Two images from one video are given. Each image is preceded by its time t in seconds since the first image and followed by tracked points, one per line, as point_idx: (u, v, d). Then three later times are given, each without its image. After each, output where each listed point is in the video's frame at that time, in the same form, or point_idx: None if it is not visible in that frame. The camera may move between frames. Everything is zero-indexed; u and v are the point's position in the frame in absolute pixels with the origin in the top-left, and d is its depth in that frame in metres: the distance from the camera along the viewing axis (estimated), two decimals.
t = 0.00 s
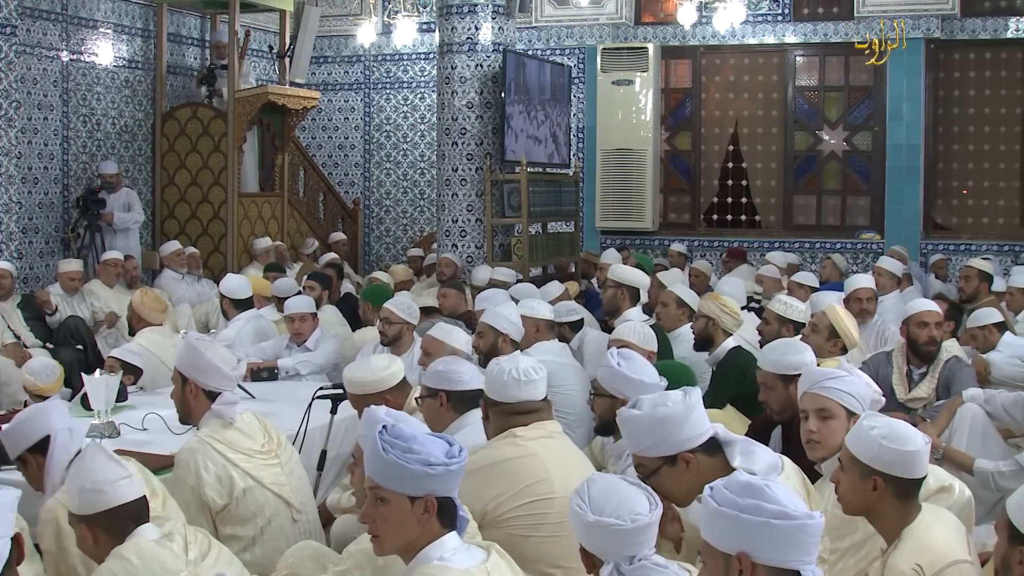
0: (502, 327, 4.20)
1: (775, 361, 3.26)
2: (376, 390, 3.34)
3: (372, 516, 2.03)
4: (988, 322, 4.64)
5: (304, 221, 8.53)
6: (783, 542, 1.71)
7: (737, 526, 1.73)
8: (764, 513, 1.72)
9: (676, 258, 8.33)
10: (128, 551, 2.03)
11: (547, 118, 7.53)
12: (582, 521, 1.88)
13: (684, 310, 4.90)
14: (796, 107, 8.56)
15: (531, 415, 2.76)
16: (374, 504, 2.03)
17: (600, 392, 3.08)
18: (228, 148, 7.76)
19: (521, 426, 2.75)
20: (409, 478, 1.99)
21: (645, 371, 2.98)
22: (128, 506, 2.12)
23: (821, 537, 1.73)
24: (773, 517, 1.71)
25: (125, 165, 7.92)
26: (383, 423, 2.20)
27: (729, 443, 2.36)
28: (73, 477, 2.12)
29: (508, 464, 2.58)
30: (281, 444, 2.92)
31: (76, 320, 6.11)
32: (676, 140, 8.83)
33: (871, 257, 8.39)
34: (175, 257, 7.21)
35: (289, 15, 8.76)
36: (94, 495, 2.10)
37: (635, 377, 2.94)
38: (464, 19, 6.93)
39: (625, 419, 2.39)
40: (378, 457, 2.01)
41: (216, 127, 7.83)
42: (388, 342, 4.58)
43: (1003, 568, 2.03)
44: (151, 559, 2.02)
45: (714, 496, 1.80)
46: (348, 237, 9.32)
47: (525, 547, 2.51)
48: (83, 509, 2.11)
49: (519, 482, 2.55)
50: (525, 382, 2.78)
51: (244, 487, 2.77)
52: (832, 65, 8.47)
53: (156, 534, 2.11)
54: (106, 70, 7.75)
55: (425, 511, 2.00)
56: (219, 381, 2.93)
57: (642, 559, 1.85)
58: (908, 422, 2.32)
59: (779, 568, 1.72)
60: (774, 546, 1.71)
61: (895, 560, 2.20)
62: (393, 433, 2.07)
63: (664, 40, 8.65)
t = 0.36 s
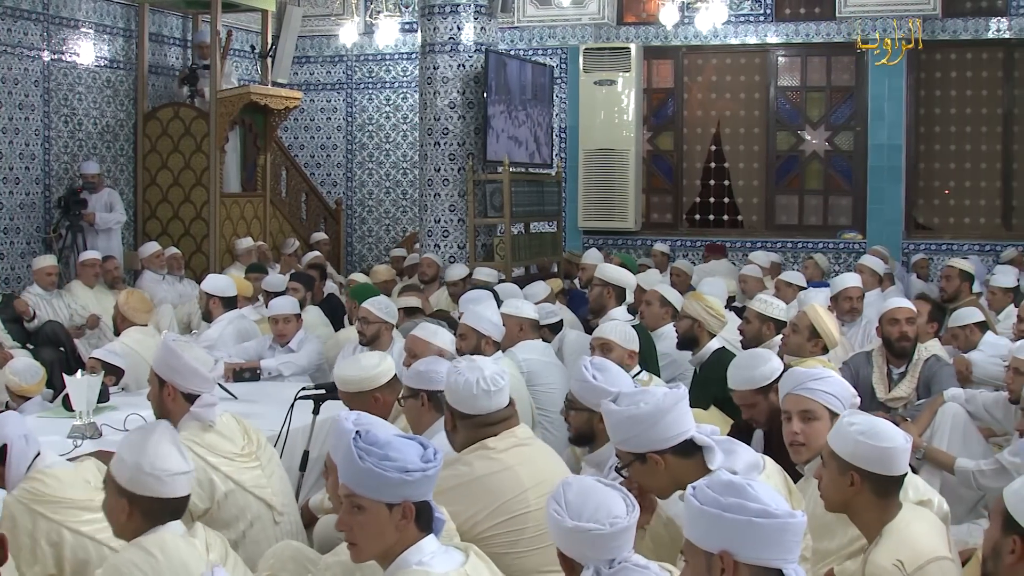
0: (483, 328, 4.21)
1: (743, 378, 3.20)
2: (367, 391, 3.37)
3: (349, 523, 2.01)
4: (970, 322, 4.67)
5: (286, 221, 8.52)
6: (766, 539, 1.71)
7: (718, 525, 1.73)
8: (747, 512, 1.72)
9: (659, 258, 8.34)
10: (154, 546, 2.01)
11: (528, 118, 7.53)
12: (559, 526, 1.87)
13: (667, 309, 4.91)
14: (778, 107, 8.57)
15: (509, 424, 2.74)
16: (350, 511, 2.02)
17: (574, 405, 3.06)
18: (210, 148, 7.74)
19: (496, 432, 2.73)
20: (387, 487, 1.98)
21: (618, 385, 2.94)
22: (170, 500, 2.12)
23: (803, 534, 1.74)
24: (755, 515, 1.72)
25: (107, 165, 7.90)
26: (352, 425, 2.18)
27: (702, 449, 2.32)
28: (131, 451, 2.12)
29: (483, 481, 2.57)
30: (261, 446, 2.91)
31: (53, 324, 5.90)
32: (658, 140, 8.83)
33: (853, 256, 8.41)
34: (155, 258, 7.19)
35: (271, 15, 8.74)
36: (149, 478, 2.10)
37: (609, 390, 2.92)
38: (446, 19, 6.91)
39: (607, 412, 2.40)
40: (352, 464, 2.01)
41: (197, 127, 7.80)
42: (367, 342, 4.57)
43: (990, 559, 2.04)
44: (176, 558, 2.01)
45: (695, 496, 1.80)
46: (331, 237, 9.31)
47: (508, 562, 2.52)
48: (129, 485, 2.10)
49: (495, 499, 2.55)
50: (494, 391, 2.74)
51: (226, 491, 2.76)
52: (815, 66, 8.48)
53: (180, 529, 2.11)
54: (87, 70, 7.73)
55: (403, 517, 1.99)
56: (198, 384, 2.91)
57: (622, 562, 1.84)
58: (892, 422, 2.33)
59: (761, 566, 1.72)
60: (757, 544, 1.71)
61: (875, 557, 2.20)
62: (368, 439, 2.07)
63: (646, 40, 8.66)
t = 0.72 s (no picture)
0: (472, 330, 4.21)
1: (727, 389, 3.20)
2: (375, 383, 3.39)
3: (339, 523, 2.01)
4: (960, 322, 4.68)
5: (277, 221, 8.51)
6: (756, 540, 1.71)
7: (707, 526, 1.73)
8: (735, 513, 1.72)
9: (650, 258, 8.35)
10: (185, 544, 1.96)
11: (518, 118, 7.52)
12: (542, 535, 1.86)
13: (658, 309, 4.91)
14: (768, 107, 8.58)
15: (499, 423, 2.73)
16: (340, 511, 2.02)
17: (568, 396, 3.05)
18: (201, 148, 7.73)
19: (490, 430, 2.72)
20: (379, 488, 1.97)
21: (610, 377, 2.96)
22: (208, 494, 2.08)
23: (793, 535, 1.74)
24: (744, 516, 1.72)
25: (98, 165, 7.89)
26: (342, 422, 2.18)
27: (700, 434, 2.34)
28: (180, 440, 2.09)
29: (476, 479, 2.58)
30: (250, 447, 2.91)
31: (44, 324, 5.82)
32: (649, 140, 8.84)
33: (844, 256, 8.42)
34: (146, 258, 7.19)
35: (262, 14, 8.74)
36: (196, 469, 2.06)
37: (604, 381, 2.93)
38: (437, 19, 6.91)
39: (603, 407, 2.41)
40: (345, 464, 2.00)
41: (188, 127, 7.80)
42: (350, 341, 4.58)
43: (984, 565, 1.94)
44: (208, 556, 1.96)
45: (684, 496, 1.80)
46: (322, 237, 9.31)
47: (499, 561, 2.52)
48: (173, 471, 2.06)
49: (488, 498, 2.56)
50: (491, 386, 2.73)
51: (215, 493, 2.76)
52: (805, 66, 8.49)
53: (209, 526, 2.05)
54: (78, 70, 7.72)
55: (393, 519, 1.99)
56: (184, 387, 2.94)
57: (605, 569, 1.84)
58: (879, 417, 2.34)
59: (750, 567, 1.72)
60: (746, 545, 1.71)
61: (864, 551, 2.20)
62: (361, 439, 2.06)
63: (637, 40, 8.67)
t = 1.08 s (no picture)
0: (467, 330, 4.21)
1: (721, 389, 3.20)
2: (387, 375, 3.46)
3: (337, 514, 2.01)
4: (954, 322, 4.69)
5: (271, 221, 8.51)
6: (748, 542, 1.72)
7: (699, 528, 1.73)
8: (728, 515, 1.72)
9: (644, 258, 8.35)
10: (196, 545, 1.93)
11: (512, 118, 7.52)
12: (537, 537, 1.86)
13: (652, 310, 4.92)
14: (762, 108, 8.59)
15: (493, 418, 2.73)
16: (338, 503, 2.02)
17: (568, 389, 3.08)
18: (194, 148, 7.73)
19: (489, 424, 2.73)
20: (377, 480, 1.97)
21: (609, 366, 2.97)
22: (211, 494, 2.06)
23: (785, 537, 1.74)
24: (735, 517, 1.72)
25: (91, 165, 7.88)
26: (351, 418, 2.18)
27: (696, 432, 2.36)
28: (187, 444, 2.06)
29: (474, 467, 2.58)
30: (245, 447, 2.90)
31: (37, 324, 5.78)
32: (643, 140, 8.85)
33: (838, 256, 8.43)
34: (142, 258, 7.18)
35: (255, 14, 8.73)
36: (202, 473, 2.04)
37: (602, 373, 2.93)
38: (431, 19, 6.91)
39: (604, 401, 2.41)
40: (346, 457, 2.00)
41: (182, 127, 7.79)
42: (348, 341, 4.58)
43: (978, 568, 1.92)
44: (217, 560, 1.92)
45: (675, 497, 1.80)
46: (316, 237, 9.32)
47: (493, 549, 2.50)
48: (176, 475, 2.04)
49: (485, 485, 2.56)
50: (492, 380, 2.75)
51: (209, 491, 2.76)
52: (799, 66, 8.49)
53: (214, 527, 2.04)
54: (71, 70, 7.71)
55: (390, 513, 1.98)
56: (181, 385, 2.95)
57: (601, 572, 1.85)
58: (871, 416, 2.35)
59: (743, 569, 1.72)
60: (738, 547, 1.72)
61: (857, 548, 2.20)
62: (362, 433, 2.05)
63: (631, 40, 8.66)
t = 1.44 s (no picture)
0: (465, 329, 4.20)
1: (719, 390, 3.20)
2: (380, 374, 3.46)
3: (335, 511, 2.01)
4: (951, 322, 4.69)
5: (268, 221, 8.50)
6: (744, 543, 1.71)
7: (697, 528, 1.73)
8: (725, 514, 1.72)
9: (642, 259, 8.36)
10: (167, 548, 1.88)
11: (509, 118, 7.52)
12: (544, 530, 1.86)
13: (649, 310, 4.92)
14: (760, 108, 8.59)
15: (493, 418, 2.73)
16: (337, 500, 2.02)
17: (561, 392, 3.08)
18: (192, 148, 7.73)
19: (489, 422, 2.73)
20: (374, 478, 1.97)
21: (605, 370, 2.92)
22: (190, 493, 2.04)
23: (782, 537, 1.74)
24: (733, 517, 1.72)
25: (89, 165, 7.88)
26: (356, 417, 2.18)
27: (695, 432, 2.37)
28: (164, 444, 2.05)
29: (484, 459, 2.58)
30: (245, 446, 2.90)
31: (36, 322, 5.76)
32: (641, 140, 8.85)
33: (835, 256, 8.44)
34: (140, 258, 7.17)
35: (253, 15, 8.73)
36: (179, 472, 2.03)
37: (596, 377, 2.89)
38: (428, 19, 6.92)
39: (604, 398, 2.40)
40: (343, 454, 2.00)
41: (179, 127, 7.78)
42: (361, 341, 4.57)
43: (975, 562, 1.92)
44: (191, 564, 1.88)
45: (672, 498, 1.79)
46: (313, 237, 9.31)
47: (499, 541, 2.50)
48: (152, 476, 2.02)
49: (495, 477, 2.55)
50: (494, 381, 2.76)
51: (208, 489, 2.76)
52: (796, 66, 8.48)
53: (193, 529, 2.00)
54: (69, 70, 7.71)
55: (388, 511, 1.98)
56: (183, 382, 2.93)
57: (604, 569, 1.85)
58: (866, 421, 2.34)
59: (740, 569, 1.72)
60: (735, 547, 1.71)
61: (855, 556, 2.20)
62: (363, 433, 2.04)
63: (629, 40, 8.65)
